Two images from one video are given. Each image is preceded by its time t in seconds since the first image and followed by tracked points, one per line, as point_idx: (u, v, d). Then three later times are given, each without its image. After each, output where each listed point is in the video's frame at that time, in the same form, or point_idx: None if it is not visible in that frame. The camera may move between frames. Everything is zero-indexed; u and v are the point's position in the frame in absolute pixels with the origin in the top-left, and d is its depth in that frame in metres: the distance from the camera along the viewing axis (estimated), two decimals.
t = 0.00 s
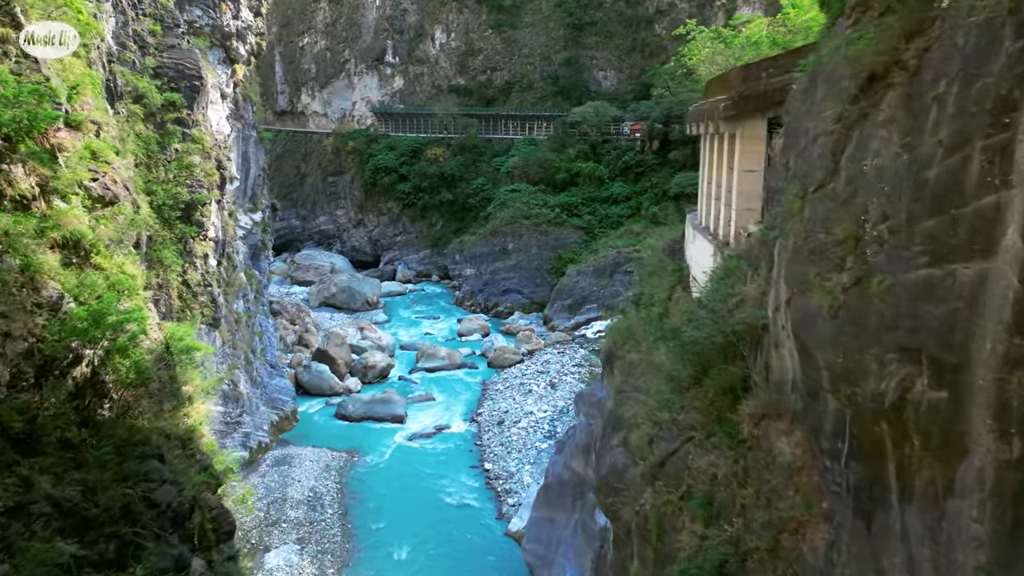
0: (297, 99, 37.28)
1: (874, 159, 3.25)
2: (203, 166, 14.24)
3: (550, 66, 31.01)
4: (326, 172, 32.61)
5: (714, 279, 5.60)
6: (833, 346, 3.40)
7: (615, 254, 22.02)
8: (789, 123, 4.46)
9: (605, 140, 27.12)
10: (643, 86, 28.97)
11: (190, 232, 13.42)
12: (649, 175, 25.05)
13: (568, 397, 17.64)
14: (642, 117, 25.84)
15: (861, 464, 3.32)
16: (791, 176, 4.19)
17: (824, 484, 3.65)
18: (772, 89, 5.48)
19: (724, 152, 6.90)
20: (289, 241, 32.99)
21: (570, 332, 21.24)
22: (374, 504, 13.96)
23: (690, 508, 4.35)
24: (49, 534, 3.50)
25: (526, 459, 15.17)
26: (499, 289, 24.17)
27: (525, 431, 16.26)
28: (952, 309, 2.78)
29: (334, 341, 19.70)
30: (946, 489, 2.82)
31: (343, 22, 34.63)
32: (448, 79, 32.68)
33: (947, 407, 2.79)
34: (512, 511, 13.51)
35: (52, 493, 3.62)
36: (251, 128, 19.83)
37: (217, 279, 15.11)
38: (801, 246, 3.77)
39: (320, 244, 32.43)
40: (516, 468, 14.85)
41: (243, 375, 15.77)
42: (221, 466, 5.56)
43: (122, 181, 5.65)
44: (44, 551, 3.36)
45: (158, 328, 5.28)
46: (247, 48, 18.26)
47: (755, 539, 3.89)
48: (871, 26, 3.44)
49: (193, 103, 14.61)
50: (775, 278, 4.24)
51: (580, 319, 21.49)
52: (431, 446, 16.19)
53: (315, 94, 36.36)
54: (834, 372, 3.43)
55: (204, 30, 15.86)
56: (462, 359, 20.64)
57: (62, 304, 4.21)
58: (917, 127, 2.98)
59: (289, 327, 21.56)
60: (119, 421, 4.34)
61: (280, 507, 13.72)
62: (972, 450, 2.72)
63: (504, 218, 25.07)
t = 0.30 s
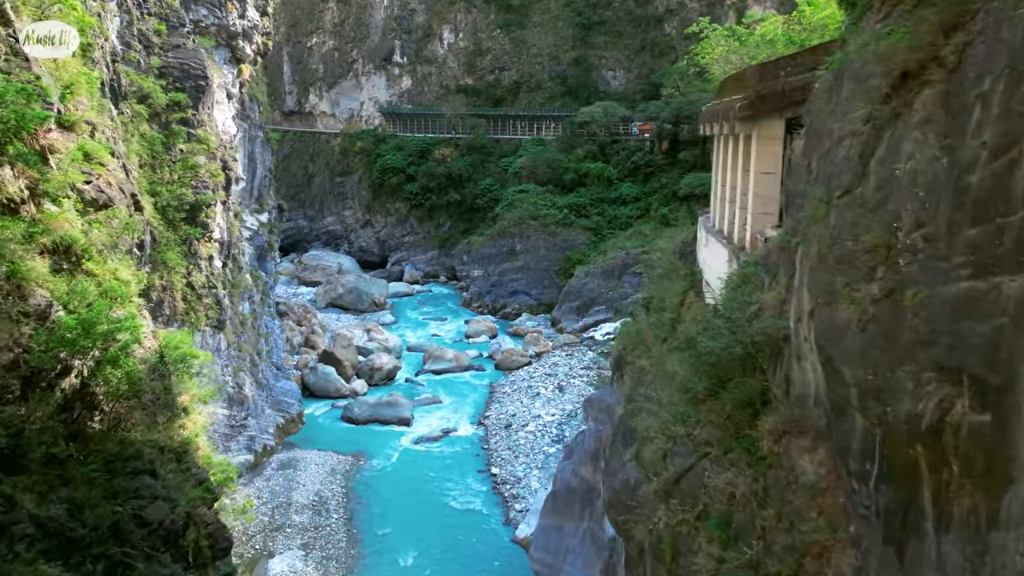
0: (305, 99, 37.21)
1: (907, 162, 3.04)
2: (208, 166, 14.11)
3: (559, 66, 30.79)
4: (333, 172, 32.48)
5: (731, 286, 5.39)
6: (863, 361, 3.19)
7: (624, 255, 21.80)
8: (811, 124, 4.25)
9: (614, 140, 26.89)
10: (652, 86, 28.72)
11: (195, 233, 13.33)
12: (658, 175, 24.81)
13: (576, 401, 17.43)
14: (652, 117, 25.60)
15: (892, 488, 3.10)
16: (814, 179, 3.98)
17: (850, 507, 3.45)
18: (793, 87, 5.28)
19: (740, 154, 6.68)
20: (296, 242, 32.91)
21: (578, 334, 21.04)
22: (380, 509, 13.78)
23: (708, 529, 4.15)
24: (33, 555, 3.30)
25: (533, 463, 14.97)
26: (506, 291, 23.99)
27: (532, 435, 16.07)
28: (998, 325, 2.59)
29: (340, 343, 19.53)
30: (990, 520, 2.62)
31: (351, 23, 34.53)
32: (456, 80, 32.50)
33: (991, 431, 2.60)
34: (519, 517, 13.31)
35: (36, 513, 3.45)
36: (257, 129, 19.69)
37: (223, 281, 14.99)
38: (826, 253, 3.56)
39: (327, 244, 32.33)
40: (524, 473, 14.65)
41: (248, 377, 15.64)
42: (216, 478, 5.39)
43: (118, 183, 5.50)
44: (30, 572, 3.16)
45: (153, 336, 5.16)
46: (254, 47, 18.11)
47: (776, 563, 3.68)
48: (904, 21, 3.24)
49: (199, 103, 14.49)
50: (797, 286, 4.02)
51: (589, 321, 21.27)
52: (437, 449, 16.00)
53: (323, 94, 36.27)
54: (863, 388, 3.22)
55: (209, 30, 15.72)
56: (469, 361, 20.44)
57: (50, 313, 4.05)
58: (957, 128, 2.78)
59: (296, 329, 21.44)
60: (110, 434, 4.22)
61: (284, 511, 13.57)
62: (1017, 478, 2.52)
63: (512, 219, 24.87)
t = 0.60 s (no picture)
0: (312, 99, 37.14)
1: (947, 165, 2.83)
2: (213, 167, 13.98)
3: (567, 66, 30.56)
4: (341, 173, 32.35)
5: (748, 293, 5.17)
6: (896, 379, 2.98)
7: (632, 256, 21.57)
8: (835, 124, 4.04)
9: (623, 141, 26.66)
10: (661, 86, 28.46)
11: (199, 234, 13.21)
12: (667, 176, 24.56)
13: (585, 404, 17.21)
14: (661, 117, 25.36)
15: (927, 516, 2.88)
16: (841, 183, 3.77)
17: (879, 532, 3.23)
18: (816, 86, 5.08)
19: (755, 155, 6.47)
20: (304, 242, 32.84)
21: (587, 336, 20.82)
22: (386, 514, 13.60)
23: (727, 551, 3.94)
24: None
25: (541, 468, 14.77)
26: (514, 292, 23.80)
27: (540, 439, 15.86)
28: None
29: (347, 344, 19.34)
30: None
31: (359, 22, 34.42)
32: (464, 79, 32.31)
33: None
34: (526, 523, 13.11)
35: (19, 535, 3.29)
36: (263, 129, 19.55)
37: (228, 282, 14.87)
38: (854, 262, 3.35)
39: (335, 245, 32.21)
40: (531, 478, 14.45)
41: (254, 380, 15.51)
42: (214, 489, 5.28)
43: (113, 185, 5.34)
44: None
45: (145, 345, 5.05)
46: (260, 47, 17.99)
47: None
48: (940, 15, 3.03)
49: (204, 103, 14.37)
50: (820, 297, 3.81)
51: (597, 323, 21.07)
52: (444, 453, 15.81)
53: (331, 95, 36.16)
54: (895, 407, 3.00)
55: (215, 30, 15.60)
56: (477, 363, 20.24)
57: (36, 322, 3.93)
58: (1002, 129, 2.58)
59: (302, 330, 21.30)
60: (99, 449, 4.12)
61: (289, 516, 13.41)
62: None
63: (520, 220, 24.66)
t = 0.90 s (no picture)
0: (319, 99, 37.04)
1: (992, 170, 2.64)
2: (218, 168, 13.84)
3: (575, 66, 30.32)
4: (348, 173, 32.21)
5: (766, 300, 4.96)
6: (933, 399, 2.78)
7: (641, 258, 21.35)
8: (861, 124, 3.83)
9: (631, 141, 26.41)
10: (670, 86, 28.20)
11: (203, 235, 13.08)
12: (676, 176, 24.31)
13: (593, 408, 17.00)
14: (670, 117, 25.11)
15: (969, 547, 2.68)
16: (868, 187, 3.56)
17: (912, 561, 3.02)
18: (838, 85, 4.88)
19: (771, 157, 6.26)
20: (311, 243, 32.73)
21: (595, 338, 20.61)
22: (391, 519, 13.41)
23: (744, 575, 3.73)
24: None
25: (549, 473, 14.56)
26: (521, 293, 23.59)
27: (547, 443, 15.66)
28: None
29: (353, 346, 19.18)
30: None
31: (367, 22, 34.30)
32: (471, 79, 32.12)
33: None
34: (533, 530, 12.90)
35: None
36: (269, 129, 19.42)
37: (232, 284, 14.75)
38: (886, 272, 3.14)
39: (342, 245, 32.08)
40: (538, 483, 14.24)
41: (258, 383, 15.37)
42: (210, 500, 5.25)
43: (105, 189, 5.26)
44: None
45: (139, 356, 5.00)
46: (265, 47, 17.84)
47: None
48: (983, 7, 2.83)
49: (208, 103, 14.23)
50: (845, 308, 3.61)
51: (605, 325, 20.86)
52: (450, 457, 15.61)
53: (338, 95, 36.05)
54: (932, 429, 2.79)
55: (220, 29, 15.45)
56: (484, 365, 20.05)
57: (23, 332, 3.84)
58: None
59: (308, 331, 21.15)
60: (87, 465, 4.03)
61: (293, 521, 13.22)
62: None
63: (527, 221, 24.46)
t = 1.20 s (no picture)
0: (327, 99, 36.94)
1: None
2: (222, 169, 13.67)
3: (583, 65, 30.10)
4: (355, 174, 32.05)
5: (787, 308, 4.74)
6: (973, 422, 2.57)
7: (650, 259, 21.13)
8: (888, 124, 3.63)
9: (639, 141, 26.16)
10: (679, 86, 27.93)
11: (207, 236, 12.93)
12: (685, 177, 24.08)
13: (600, 411, 16.80)
14: (678, 117, 24.86)
15: None
16: (898, 190, 3.35)
17: None
18: (860, 83, 4.67)
19: (787, 158, 6.04)
20: (318, 243, 32.64)
21: (602, 340, 20.39)
22: (396, 524, 13.23)
23: None
24: None
25: (556, 478, 14.36)
26: (528, 294, 23.39)
27: (554, 447, 15.46)
28: None
29: (358, 348, 19.01)
30: None
31: (374, 22, 34.16)
32: (478, 79, 31.92)
33: None
34: (540, 536, 12.70)
35: None
36: (274, 130, 19.29)
37: (237, 286, 14.61)
38: (919, 282, 2.93)
39: (349, 245, 31.97)
40: (545, 488, 14.04)
41: (263, 385, 15.22)
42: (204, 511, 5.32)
43: (99, 192, 5.23)
44: None
45: (132, 365, 4.95)
46: (271, 46, 17.69)
47: None
48: None
49: (213, 103, 14.09)
50: (874, 319, 3.39)
51: (613, 327, 20.63)
52: (457, 461, 15.42)
53: (345, 95, 35.93)
54: (973, 455, 2.58)
55: (225, 28, 15.30)
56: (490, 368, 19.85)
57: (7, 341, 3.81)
58: None
59: (314, 333, 21.02)
60: (71, 482, 4.08)
61: (297, 525, 13.06)
62: None
63: (535, 221, 24.27)
